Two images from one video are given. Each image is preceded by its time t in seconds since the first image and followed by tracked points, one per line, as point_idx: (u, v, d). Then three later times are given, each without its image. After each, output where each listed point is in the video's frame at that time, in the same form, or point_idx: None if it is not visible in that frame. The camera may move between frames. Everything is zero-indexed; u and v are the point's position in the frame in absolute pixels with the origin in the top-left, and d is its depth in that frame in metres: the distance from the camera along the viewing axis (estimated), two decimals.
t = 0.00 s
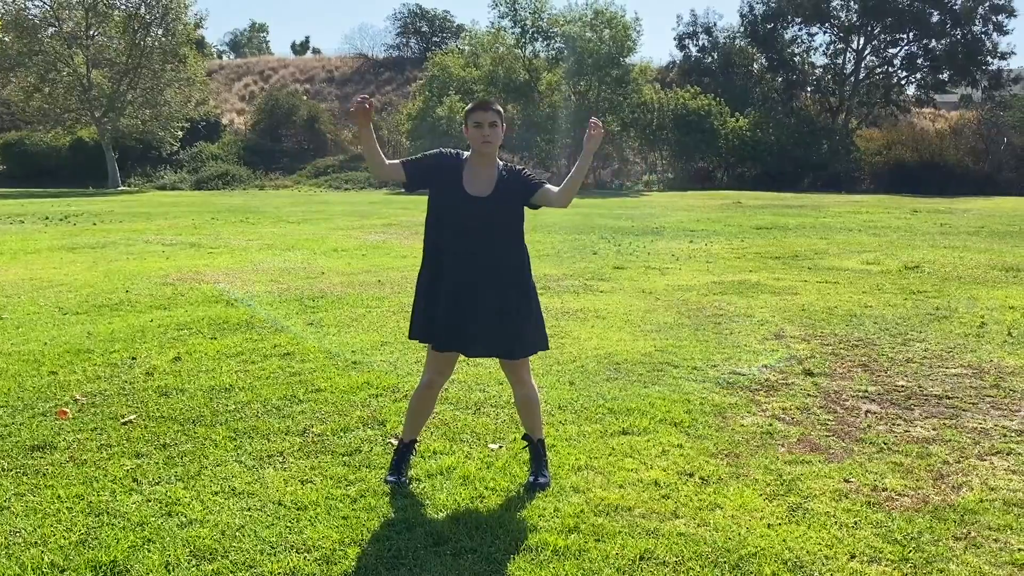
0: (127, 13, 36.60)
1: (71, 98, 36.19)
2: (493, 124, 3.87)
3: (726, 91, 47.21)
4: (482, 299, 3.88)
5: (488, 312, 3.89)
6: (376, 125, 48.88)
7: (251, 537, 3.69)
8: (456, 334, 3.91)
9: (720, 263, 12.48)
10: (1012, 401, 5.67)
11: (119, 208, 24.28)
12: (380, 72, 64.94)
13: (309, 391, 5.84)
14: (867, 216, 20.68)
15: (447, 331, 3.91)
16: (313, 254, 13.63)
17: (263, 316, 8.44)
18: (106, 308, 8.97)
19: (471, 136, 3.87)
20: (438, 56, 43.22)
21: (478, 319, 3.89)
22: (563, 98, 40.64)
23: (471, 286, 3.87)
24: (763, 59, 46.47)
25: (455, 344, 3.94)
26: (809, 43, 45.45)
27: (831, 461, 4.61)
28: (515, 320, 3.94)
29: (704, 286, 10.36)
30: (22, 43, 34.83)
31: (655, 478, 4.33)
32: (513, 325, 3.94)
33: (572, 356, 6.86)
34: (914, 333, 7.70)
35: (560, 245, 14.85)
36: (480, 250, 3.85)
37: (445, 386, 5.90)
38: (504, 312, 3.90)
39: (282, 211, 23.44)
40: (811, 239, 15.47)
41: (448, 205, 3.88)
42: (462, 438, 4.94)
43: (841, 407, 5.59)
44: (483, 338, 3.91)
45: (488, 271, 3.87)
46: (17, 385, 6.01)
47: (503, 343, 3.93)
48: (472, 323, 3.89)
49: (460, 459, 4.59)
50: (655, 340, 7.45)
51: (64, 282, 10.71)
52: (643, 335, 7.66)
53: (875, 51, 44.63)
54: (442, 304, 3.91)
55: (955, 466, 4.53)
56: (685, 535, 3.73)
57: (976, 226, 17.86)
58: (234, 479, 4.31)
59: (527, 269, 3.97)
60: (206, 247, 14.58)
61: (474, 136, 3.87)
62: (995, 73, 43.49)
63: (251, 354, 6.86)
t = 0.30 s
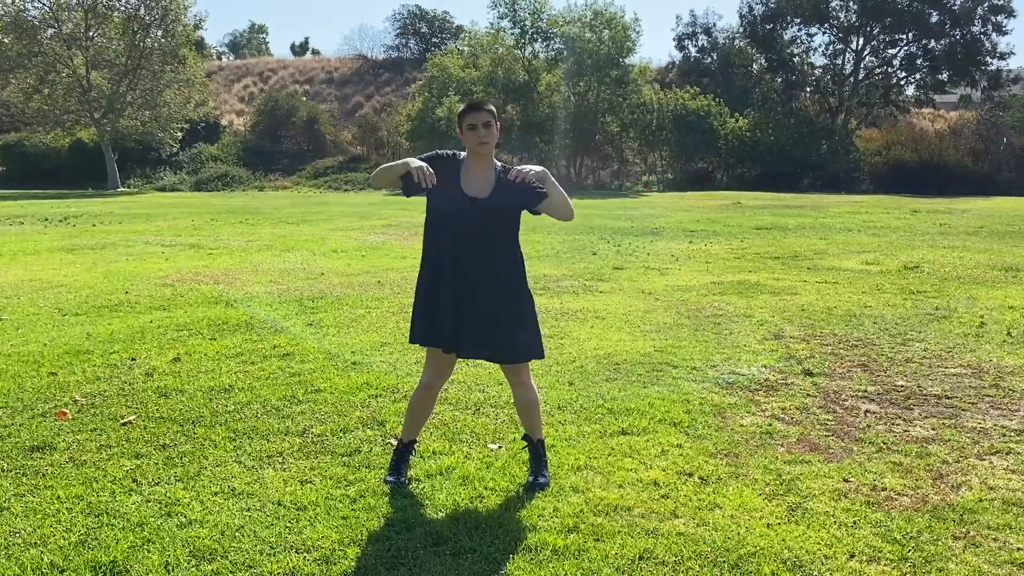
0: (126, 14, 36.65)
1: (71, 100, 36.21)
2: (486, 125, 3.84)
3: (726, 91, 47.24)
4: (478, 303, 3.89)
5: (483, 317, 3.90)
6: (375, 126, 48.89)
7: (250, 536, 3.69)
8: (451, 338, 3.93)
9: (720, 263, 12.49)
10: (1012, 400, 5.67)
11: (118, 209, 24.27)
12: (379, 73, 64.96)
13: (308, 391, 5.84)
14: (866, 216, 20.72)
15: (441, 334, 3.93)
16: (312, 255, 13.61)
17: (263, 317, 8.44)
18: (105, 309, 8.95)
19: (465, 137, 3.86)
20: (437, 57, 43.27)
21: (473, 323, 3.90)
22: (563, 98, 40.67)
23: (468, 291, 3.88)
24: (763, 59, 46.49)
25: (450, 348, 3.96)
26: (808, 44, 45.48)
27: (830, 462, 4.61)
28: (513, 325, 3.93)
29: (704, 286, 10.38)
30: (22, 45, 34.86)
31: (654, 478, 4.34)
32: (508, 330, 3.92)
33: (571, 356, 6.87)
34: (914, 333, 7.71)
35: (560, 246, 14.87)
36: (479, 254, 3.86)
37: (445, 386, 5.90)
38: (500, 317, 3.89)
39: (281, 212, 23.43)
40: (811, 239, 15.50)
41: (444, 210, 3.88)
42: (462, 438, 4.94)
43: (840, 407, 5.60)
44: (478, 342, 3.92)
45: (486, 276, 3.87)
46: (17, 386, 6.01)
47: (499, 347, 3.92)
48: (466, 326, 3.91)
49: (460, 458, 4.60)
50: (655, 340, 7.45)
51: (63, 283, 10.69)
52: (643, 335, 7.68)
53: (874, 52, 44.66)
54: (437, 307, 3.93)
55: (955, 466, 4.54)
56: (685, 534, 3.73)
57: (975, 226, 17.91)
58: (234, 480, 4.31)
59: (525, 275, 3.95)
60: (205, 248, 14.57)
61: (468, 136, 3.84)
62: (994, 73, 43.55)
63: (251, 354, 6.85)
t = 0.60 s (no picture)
0: (127, 15, 36.64)
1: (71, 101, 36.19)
2: (479, 146, 3.70)
3: (726, 91, 47.25)
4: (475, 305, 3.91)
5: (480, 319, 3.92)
6: (376, 127, 48.94)
7: (250, 537, 3.69)
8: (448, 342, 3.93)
9: (720, 263, 12.50)
10: (1012, 400, 5.67)
11: (118, 210, 24.28)
12: (380, 74, 65.01)
13: (308, 392, 5.83)
14: (866, 216, 20.77)
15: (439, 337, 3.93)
16: (313, 255, 13.62)
17: (263, 318, 8.43)
18: (106, 310, 8.96)
19: (457, 160, 3.74)
20: (437, 58, 43.28)
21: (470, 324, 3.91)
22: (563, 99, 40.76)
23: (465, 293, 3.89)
24: (763, 59, 46.48)
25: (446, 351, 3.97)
26: (808, 44, 45.46)
27: (831, 462, 4.60)
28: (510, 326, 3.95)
29: (705, 286, 10.40)
30: (23, 46, 34.86)
31: (654, 478, 4.33)
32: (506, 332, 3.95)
33: (571, 356, 6.87)
34: (914, 333, 7.71)
35: (560, 246, 14.88)
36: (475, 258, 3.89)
37: (445, 387, 5.90)
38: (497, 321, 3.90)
39: (282, 212, 23.45)
40: (811, 239, 15.50)
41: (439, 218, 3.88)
42: (462, 438, 4.95)
43: (841, 407, 5.59)
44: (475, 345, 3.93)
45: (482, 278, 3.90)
46: (16, 387, 6.01)
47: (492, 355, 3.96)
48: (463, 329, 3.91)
49: (459, 459, 4.60)
50: (655, 341, 7.45)
51: (63, 284, 10.70)
52: (644, 335, 7.68)
53: (875, 52, 44.67)
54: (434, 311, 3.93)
55: (954, 466, 4.53)
56: (685, 534, 3.73)
57: (975, 226, 17.93)
58: (234, 481, 4.31)
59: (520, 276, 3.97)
60: (206, 248, 14.59)
61: (457, 157, 3.73)
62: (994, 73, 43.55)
63: (251, 356, 6.85)
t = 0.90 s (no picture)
0: (129, 16, 36.68)
1: (73, 102, 36.23)
2: (478, 206, 3.59)
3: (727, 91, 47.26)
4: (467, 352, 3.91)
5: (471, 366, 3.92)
6: (377, 128, 49.04)
7: (250, 539, 3.69)
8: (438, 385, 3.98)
9: (721, 263, 12.49)
10: (1014, 401, 5.65)
11: (120, 211, 24.34)
12: (381, 75, 65.11)
13: (309, 393, 5.83)
14: (867, 216, 20.81)
15: (432, 386, 3.91)
16: (314, 256, 13.64)
17: (264, 318, 8.44)
18: (107, 311, 8.99)
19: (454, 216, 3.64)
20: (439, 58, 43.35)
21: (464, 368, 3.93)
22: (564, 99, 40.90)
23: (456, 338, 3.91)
24: (764, 60, 46.47)
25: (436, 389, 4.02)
26: (810, 44, 45.42)
27: (832, 462, 4.60)
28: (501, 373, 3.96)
29: (706, 286, 10.41)
30: (25, 47, 34.92)
31: (655, 479, 4.33)
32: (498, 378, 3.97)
33: (573, 357, 6.86)
34: (916, 333, 7.70)
35: (561, 246, 14.91)
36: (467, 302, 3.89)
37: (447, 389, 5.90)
38: (490, 383, 3.90)
39: (284, 213, 23.51)
40: (812, 240, 15.51)
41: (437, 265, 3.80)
42: (463, 439, 4.94)
43: (842, 407, 5.59)
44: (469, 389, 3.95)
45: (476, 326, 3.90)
46: (17, 388, 6.00)
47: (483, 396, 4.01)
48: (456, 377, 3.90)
49: (460, 459, 4.60)
50: (656, 341, 7.45)
51: (66, 285, 10.74)
52: (645, 336, 7.68)
53: (876, 52, 44.63)
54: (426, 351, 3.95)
55: (956, 467, 4.53)
56: (686, 535, 3.73)
57: (977, 226, 17.93)
58: (234, 482, 4.31)
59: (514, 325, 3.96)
60: (207, 249, 14.63)
61: (457, 212, 3.61)
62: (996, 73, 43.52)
63: (252, 356, 6.85)
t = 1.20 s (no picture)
0: (133, 17, 36.80)
1: (77, 103, 36.33)
2: (471, 225, 3.57)
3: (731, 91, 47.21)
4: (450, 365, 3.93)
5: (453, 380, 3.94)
6: (381, 129, 49.15)
7: (254, 539, 3.69)
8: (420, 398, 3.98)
9: (725, 264, 12.48)
10: (1020, 401, 5.62)
11: (125, 212, 24.42)
12: (385, 75, 65.20)
13: (312, 394, 5.83)
14: (871, 216, 20.76)
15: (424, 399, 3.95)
16: (318, 256, 13.67)
17: (268, 319, 8.46)
18: (112, 311, 9.03)
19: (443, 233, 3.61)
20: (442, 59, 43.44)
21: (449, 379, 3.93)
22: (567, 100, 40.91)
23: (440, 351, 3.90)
24: (768, 60, 46.41)
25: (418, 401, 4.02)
26: (813, 44, 45.35)
27: (836, 462, 4.59)
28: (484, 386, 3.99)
29: (710, 286, 10.39)
30: (29, 48, 35.11)
31: (659, 479, 4.32)
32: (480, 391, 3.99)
33: (576, 357, 6.86)
34: (920, 333, 7.68)
35: (565, 246, 14.90)
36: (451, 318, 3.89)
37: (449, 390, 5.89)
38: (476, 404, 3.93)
39: (288, 214, 23.55)
40: (816, 240, 15.48)
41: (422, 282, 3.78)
42: (466, 439, 4.94)
43: (846, 407, 5.58)
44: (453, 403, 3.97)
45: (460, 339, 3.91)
46: (22, 389, 6.01)
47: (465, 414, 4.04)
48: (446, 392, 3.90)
49: (464, 460, 4.60)
50: (660, 341, 7.44)
51: (70, 285, 10.78)
52: (648, 335, 7.68)
53: (880, 52, 44.53)
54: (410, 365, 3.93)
55: (960, 467, 4.51)
56: (690, 536, 3.72)
57: (981, 226, 17.87)
58: (238, 482, 4.32)
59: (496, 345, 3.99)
60: (211, 250, 14.67)
61: (447, 229, 3.58)
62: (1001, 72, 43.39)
63: (255, 357, 6.86)
